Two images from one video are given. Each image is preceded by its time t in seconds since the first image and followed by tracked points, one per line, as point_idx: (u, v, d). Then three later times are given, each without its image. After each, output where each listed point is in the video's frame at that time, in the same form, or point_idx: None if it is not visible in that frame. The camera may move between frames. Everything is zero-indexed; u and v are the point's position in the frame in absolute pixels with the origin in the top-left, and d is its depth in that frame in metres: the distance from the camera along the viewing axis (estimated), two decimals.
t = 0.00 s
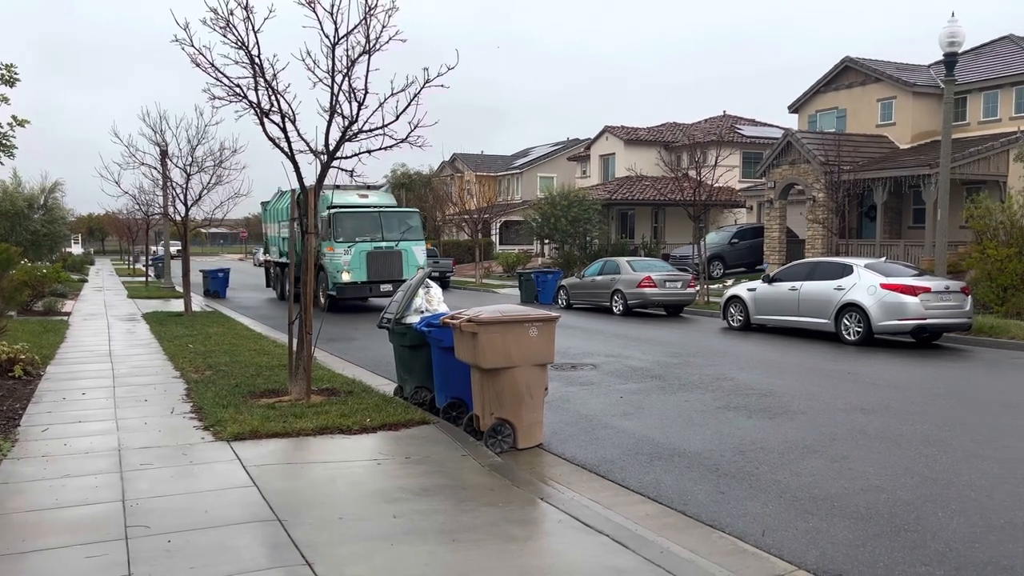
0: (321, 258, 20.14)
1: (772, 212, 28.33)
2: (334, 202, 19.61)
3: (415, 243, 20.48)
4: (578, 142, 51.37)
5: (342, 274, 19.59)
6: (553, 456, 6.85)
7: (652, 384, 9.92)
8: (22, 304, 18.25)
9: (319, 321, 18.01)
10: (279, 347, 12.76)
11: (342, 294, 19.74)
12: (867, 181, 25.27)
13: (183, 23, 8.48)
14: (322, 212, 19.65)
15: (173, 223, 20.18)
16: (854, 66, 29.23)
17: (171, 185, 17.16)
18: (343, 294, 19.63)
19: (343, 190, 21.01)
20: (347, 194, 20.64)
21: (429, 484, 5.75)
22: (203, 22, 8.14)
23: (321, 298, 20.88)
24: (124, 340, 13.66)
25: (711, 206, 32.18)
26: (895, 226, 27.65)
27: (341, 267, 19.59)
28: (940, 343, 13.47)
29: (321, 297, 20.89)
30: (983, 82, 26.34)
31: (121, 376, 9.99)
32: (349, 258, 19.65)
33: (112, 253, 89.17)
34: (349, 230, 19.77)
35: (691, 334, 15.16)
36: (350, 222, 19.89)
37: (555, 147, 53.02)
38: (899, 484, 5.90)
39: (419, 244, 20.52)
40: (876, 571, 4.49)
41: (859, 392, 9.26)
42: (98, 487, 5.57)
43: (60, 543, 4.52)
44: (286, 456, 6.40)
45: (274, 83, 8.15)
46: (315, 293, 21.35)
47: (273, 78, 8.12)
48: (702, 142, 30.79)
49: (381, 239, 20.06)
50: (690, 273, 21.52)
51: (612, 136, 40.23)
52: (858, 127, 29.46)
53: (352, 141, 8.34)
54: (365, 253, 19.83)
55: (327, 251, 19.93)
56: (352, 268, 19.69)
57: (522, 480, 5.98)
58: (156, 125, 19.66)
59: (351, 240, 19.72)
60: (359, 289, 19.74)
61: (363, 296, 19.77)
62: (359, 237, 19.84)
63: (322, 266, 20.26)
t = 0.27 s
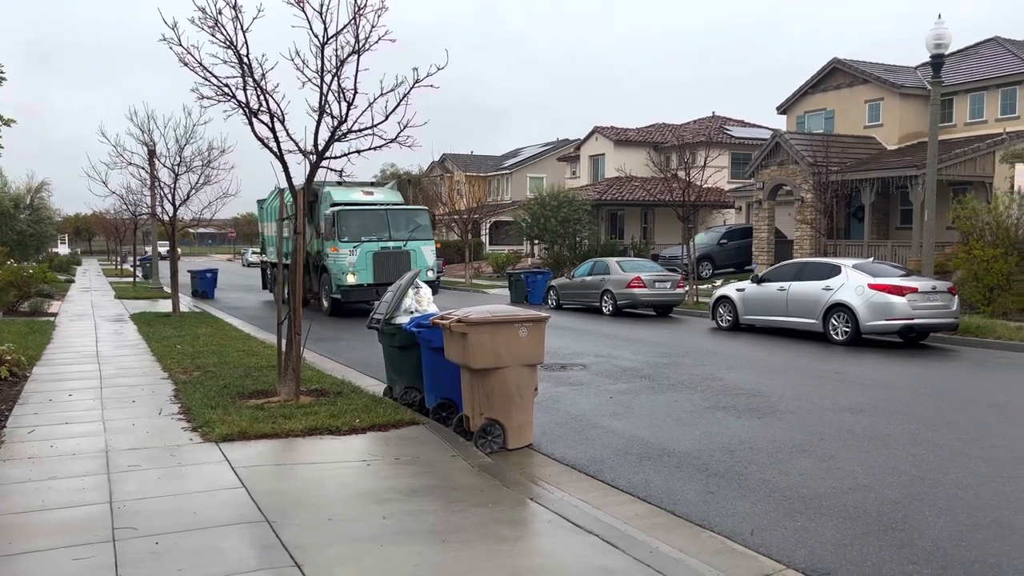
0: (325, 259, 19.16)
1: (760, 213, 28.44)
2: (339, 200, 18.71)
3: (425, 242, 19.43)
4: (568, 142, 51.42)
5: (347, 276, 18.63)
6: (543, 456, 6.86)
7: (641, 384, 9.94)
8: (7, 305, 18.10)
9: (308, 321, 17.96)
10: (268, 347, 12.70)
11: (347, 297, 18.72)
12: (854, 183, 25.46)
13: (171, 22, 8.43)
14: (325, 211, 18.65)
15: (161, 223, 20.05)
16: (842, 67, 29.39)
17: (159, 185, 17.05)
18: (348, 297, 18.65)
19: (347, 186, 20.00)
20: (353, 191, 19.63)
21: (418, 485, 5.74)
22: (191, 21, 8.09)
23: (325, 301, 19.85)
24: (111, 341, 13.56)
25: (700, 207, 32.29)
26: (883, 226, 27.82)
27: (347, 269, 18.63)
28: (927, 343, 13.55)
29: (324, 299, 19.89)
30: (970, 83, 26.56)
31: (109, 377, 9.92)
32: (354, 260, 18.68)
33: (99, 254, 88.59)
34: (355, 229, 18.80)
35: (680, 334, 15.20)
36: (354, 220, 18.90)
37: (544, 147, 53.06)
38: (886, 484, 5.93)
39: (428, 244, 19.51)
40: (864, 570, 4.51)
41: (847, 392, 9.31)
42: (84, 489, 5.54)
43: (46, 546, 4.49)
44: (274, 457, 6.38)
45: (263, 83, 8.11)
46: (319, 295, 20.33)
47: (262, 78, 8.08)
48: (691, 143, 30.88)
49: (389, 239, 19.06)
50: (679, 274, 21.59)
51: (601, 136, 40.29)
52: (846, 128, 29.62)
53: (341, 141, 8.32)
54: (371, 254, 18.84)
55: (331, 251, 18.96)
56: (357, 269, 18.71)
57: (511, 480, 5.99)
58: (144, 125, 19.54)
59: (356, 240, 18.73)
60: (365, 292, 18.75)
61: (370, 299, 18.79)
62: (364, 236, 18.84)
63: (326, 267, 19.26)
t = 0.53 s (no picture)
0: (330, 260, 17.91)
1: (749, 214, 28.55)
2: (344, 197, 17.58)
3: (436, 241, 18.26)
4: (558, 142, 51.47)
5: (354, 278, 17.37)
6: (533, 456, 6.86)
7: (630, 384, 9.96)
8: None
9: (297, 322, 17.90)
10: (257, 348, 12.64)
11: (354, 301, 17.44)
12: (842, 184, 25.60)
13: (159, 21, 8.40)
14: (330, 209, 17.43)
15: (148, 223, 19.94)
16: (830, 68, 29.55)
17: (147, 185, 16.96)
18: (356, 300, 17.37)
19: (352, 183, 18.77)
20: (359, 187, 18.42)
21: (408, 486, 5.73)
22: (179, 21, 8.06)
23: (331, 305, 18.59)
24: (98, 342, 13.48)
25: (689, 208, 32.39)
26: (870, 227, 27.98)
27: (354, 270, 17.38)
28: (914, 343, 13.64)
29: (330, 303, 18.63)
30: (957, 85, 26.76)
31: (95, 378, 9.86)
32: (362, 260, 17.44)
33: (86, 254, 88.02)
34: (362, 227, 17.58)
35: (669, 335, 15.24)
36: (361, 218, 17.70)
37: (534, 148, 53.07)
38: (874, 483, 5.97)
39: (440, 244, 18.30)
40: (852, 569, 4.54)
41: (835, 391, 9.35)
42: (72, 490, 5.50)
43: (32, 548, 4.45)
44: (263, 458, 6.35)
45: (251, 82, 8.09)
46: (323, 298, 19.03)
47: (251, 77, 8.06)
48: (680, 143, 30.96)
49: (398, 238, 17.85)
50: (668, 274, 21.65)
51: (590, 137, 40.35)
52: (833, 129, 29.77)
53: (330, 141, 8.30)
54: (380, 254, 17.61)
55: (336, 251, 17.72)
56: (365, 271, 17.47)
57: (501, 480, 5.99)
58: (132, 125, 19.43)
59: (364, 239, 17.52)
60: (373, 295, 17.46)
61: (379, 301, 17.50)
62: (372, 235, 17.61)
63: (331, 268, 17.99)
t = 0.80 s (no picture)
0: (336, 261, 16.58)
1: (737, 215, 28.65)
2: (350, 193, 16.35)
3: (450, 241, 16.94)
4: (547, 143, 51.51)
5: (364, 281, 16.03)
6: (522, 457, 6.86)
7: (620, 385, 9.98)
8: None
9: (285, 323, 17.84)
10: (245, 349, 12.59)
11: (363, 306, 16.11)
12: (830, 185, 25.73)
13: (147, 21, 8.37)
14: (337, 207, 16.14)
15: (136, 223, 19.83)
16: (817, 70, 29.70)
17: (134, 185, 16.87)
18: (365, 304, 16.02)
19: (359, 178, 17.48)
20: (366, 183, 17.13)
21: (397, 487, 5.72)
22: (167, 20, 8.02)
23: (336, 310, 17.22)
24: (85, 343, 13.40)
25: (678, 209, 32.49)
26: (858, 228, 28.14)
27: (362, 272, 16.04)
28: (901, 343, 13.72)
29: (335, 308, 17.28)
30: (943, 87, 26.95)
31: (82, 380, 9.79)
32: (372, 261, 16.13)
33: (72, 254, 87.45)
34: (371, 226, 16.30)
35: (658, 335, 15.27)
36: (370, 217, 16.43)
37: (523, 148, 53.09)
38: (862, 483, 6.00)
39: (454, 245, 17.00)
40: (840, 568, 4.56)
41: (823, 392, 9.39)
42: (58, 492, 5.46)
43: (18, 551, 4.42)
44: (252, 459, 6.32)
45: (239, 82, 8.07)
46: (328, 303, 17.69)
47: (240, 77, 8.03)
48: (669, 145, 31.07)
49: (410, 238, 16.54)
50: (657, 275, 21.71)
51: (580, 138, 40.41)
52: (821, 131, 29.93)
53: (319, 141, 8.27)
54: (391, 255, 16.30)
55: (343, 251, 16.39)
56: (375, 273, 16.14)
57: (491, 481, 5.98)
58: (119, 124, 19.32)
59: (374, 238, 16.22)
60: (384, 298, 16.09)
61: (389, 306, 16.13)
62: (382, 235, 16.31)
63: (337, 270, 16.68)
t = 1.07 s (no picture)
0: (345, 263, 15.73)
1: (726, 216, 28.75)
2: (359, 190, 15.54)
3: (466, 241, 16.08)
4: (537, 144, 51.55)
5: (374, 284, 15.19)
6: (512, 458, 6.85)
7: (609, 386, 9.99)
8: None
9: (274, 323, 17.77)
10: (233, 350, 12.54)
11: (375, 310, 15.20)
12: (818, 186, 25.85)
13: (135, 20, 8.33)
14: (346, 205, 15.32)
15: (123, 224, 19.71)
16: (805, 72, 29.86)
17: (121, 185, 16.77)
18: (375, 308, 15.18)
19: (368, 174, 16.67)
20: (375, 179, 16.32)
21: (386, 488, 5.70)
22: (155, 20, 7.98)
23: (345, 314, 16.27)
24: (71, 344, 13.30)
25: (667, 210, 32.57)
26: (845, 229, 28.30)
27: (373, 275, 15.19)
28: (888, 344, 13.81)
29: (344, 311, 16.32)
30: (929, 90, 27.13)
31: (68, 381, 9.73)
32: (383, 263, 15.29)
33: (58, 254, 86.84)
34: (383, 225, 15.46)
35: (647, 336, 15.30)
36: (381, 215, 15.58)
37: (512, 149, 53.11)
38: (849, 483, 6.03)
39: (470, 245, 16.12)
40: (827, 567, 4.58)
41: (811, 392, 9.44)
42: (44, 494, 5.42)
43: (3, 554, 4.38)
44: (240, 461, 6.30)
45: (227, 82, 8.03)
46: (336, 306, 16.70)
47: (228, 77, 7.99)
48: (658, 146, 31.16)
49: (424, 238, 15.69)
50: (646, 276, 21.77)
51: (569, 139, 40.46)
52: (809, 133, 30.09)
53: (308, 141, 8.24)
54: (403, 257, 15.45)
55: (353, 252, 15.56)
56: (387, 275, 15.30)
57: (480, 482, 5.98)
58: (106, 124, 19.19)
59: (386, 239, 15.39)
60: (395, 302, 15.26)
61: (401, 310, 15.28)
62: (393, 234, 15.47)
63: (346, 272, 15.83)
